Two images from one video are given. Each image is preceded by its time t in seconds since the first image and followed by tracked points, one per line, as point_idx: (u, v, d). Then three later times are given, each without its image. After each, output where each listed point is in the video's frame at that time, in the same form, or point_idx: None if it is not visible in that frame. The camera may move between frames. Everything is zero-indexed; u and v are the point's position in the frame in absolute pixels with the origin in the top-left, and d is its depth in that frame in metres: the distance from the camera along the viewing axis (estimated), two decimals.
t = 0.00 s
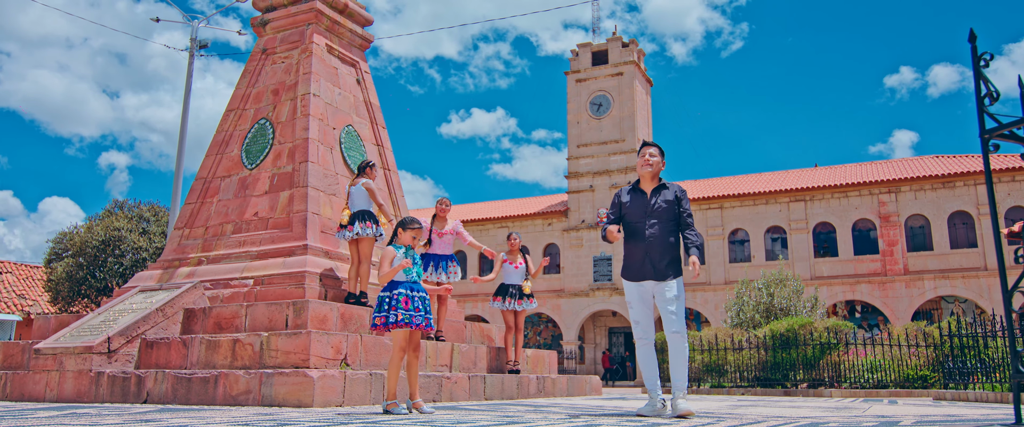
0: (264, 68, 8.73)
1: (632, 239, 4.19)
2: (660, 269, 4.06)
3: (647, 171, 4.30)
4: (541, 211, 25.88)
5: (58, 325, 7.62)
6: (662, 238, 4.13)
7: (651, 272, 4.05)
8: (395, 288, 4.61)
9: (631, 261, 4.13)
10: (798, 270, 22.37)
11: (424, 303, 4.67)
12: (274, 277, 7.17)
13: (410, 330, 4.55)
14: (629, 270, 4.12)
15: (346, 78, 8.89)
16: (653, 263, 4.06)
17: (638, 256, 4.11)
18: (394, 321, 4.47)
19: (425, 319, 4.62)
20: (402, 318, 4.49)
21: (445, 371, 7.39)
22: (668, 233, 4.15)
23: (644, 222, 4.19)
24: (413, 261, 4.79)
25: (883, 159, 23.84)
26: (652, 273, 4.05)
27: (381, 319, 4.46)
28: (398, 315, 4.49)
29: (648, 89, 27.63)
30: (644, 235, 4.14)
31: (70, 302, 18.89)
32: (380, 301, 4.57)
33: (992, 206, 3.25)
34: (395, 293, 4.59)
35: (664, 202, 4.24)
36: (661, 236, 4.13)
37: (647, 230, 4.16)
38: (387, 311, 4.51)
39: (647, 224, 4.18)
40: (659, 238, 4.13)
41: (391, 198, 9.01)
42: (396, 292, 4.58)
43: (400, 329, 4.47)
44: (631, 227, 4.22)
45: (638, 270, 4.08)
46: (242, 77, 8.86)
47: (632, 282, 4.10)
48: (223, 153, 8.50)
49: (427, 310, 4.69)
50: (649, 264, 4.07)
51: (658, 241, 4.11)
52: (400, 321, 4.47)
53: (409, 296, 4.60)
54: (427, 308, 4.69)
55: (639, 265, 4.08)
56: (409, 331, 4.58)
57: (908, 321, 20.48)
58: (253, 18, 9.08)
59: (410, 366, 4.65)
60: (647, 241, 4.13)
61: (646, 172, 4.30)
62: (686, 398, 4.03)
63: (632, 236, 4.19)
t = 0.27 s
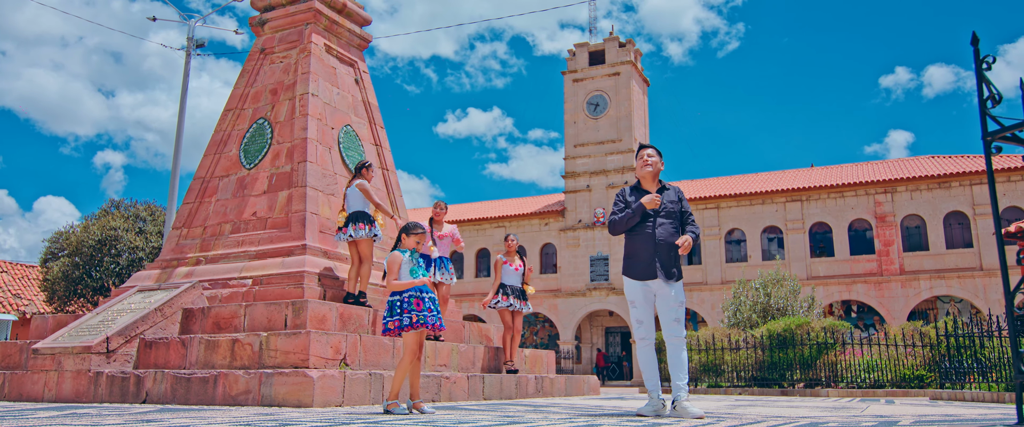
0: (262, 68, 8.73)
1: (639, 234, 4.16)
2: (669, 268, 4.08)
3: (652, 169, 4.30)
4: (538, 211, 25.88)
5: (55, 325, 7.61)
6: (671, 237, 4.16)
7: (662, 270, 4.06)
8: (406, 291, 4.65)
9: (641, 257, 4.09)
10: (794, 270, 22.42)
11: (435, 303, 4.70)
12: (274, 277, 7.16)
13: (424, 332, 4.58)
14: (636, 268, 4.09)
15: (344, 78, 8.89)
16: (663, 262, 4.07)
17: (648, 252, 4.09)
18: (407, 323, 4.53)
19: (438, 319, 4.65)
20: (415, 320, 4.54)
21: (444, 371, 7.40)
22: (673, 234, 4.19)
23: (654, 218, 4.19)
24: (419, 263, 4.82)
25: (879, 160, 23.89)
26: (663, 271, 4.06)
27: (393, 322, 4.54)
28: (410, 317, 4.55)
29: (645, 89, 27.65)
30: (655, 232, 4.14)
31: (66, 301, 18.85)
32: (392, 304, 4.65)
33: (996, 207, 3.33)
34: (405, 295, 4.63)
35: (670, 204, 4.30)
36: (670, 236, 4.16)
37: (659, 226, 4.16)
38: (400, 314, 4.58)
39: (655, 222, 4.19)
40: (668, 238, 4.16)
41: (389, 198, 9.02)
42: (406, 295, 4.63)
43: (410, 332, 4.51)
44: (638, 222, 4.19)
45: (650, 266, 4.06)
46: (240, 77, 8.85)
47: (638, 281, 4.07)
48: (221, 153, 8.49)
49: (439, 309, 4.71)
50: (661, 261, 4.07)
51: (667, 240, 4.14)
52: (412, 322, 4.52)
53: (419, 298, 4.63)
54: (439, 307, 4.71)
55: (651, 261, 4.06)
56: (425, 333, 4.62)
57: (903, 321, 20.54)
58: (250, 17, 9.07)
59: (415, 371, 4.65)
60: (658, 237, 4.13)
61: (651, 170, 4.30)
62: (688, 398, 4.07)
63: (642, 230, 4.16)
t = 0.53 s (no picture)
0: (262, 68, 8.73)
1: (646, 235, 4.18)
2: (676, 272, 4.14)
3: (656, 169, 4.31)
4: (536, 211, 25.89)
5: (55, 325, 7.61)
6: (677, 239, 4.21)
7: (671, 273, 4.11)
8: (404, 291, 4.65)
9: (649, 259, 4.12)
10: (792, 271, 22.46)
11: (433, 304, 4.69)
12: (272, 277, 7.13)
13: (421, 332, 4.58)
14: (644, 268, 4.13)
15: (344, 78, 8.89)
16: (671, 265, 4.11)
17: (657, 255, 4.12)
18: (403, 323, 4.53)
19: (435, 320, 4.65)
20: (411, 320, 4.54)
21: (444, 371, 7.41)
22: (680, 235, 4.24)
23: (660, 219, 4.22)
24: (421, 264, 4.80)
25: (876, 160, 23.93)
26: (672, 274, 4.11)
27: (391, 323, 4.54)
28: (407, 317, 4.54)
29: (642, 89, 27.67)
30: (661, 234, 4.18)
31: (64, 301, 18.82)
32: (391, 305, 4.65)
33: (998, 209, 3.36)
34: (403, 296, 4.63)
35: (674, 205, 4.32)
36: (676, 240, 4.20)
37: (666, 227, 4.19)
38: (396, 314, 4.58)
39: (661, 223, 4.22)
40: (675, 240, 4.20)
41: (388, 198, 9.03)
42: (404, 295, 4.62)
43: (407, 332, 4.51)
44: (644, 222, 4.20)
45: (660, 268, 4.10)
46: (240, 77, 8.85)
47: (643, 283, 4.10)
48: (220, 153, 8.49)
49: (437, 311, 4.71)
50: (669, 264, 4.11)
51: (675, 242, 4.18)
52: (408, 322, 4.51)
53: (417, 299, 4.63)
54: (437, 309, 4.71)
55: (659, 264, 4.10)
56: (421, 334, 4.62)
57: (900, 321, 20.59)
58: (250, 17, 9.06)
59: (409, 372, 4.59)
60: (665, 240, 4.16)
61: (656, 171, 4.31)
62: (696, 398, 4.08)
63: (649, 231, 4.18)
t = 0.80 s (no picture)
0: (261, 69, 8.72)
1: (650, 234, 4.19)
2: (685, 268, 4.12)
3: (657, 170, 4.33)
4: (534, 212, 25.90)
5: (53, 326, 7.60)
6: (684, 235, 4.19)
7: (680, 268, 4.08)
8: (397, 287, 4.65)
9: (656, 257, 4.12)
10: (789, 271, 22.49)
11: (427, 303, 4.69)
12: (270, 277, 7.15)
13: (411, 331, 4.59)
14: (650, 268, 4.14)
15: (343, 79, 8.89)
16: (677, 262, 4.09)
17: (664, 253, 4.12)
18: (393, 320, 4.55)
19: (428, 319, 4.64)
20: (402, 318, 4.56)
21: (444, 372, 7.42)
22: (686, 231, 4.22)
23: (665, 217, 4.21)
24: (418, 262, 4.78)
25: (873, 161, 23.98)
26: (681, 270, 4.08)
27: (382, 319, 4.55)
28: (397, 314, 4.56)
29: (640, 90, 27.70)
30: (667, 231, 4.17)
31: (60, 302, 18.79)
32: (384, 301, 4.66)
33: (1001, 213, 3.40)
34: (396, 292, 4.64)
35: (677, 202, 4.31)
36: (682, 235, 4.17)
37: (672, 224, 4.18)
38: (388, 310, 4.59)
39: (665, 221, 4.21)
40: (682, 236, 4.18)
41: (387, 199, 9.04)
42: (397, 292, 4.64)
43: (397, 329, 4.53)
44: (648, 223, 4.22)
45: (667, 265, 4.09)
46: (239, 78, 8.85)
47: (653, 283, 4.12)
48: (219, 154, 8.48)
49: (431, 309, 4.71)
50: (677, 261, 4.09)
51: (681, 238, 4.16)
52: (399, 320, 4.54)
53: (410, 297, 4.63)
54: (431, 307, 4.70)
55: (667, 261, 4.09)
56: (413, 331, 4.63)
57: (897, 322, 20.64)
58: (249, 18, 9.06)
59: (420, 368, 4.68)
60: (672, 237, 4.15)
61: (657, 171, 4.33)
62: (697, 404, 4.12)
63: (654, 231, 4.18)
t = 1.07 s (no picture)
0: (259, 68, 8.72)
1: (655, 240, 4.22)
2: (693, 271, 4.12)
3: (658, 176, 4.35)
4: (530, 211, 25.91)
5: (51, 325, 7.58)
6: (690, 238, 4.19)
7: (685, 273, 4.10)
8: (394, 289, 4.64)
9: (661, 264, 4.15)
10: (784, 271, 22.54)
11: (423, 305, 4.70)
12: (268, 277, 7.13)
13: (408, 332, 4.60)
14: (657, 271, 4.17)
15: (341, 78, 8.88)
16: (685, 265, 4.10)
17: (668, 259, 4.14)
18: (391, 322, 4.54)
19: (424, 321, 4.65)
20: (399, 320, 4.56)
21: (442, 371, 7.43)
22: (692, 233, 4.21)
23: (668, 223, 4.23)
24: (415, 263, 4.79)
25: (869, 162, 24.03)
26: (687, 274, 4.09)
27: (378, 320, 4.54)
28: (395, 316, 4.56)
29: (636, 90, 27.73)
30: (671, 236, 4.19)
31: (56, 301, 18.74)
32: (380, 301, 4.64)
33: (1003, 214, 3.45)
34: (394, 294, 4.62)
35: (678, 203, 4.32)
36: (687, 238, 4.18)
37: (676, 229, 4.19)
38: (385, 312, 4.57)
39: (669, 225, 4.23)
40: (687, 239, 4.18)
41: (385, 199, 9.04)
42: (395, 294, 4.62)
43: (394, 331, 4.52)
44: (653, 230, 4.25)
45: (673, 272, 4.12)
46: (237, 77, 8.84)
47: (659, 285, 4.14)
48: (217, 153, 8.47)
49: (426, 312, 4.71)
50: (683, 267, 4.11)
51: (686, 241, 4.16)
52: (396, 322, 4.53)
53: (408, 299, 4.63)
54: (426, 310, 4.71)
55: (672, 268, 4.11)
56: (409, 333, 4.63)
57: (892, 322, 20.71)
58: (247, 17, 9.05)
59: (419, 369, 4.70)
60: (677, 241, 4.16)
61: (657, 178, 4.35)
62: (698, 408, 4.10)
63: (659, 237, 4.21)
